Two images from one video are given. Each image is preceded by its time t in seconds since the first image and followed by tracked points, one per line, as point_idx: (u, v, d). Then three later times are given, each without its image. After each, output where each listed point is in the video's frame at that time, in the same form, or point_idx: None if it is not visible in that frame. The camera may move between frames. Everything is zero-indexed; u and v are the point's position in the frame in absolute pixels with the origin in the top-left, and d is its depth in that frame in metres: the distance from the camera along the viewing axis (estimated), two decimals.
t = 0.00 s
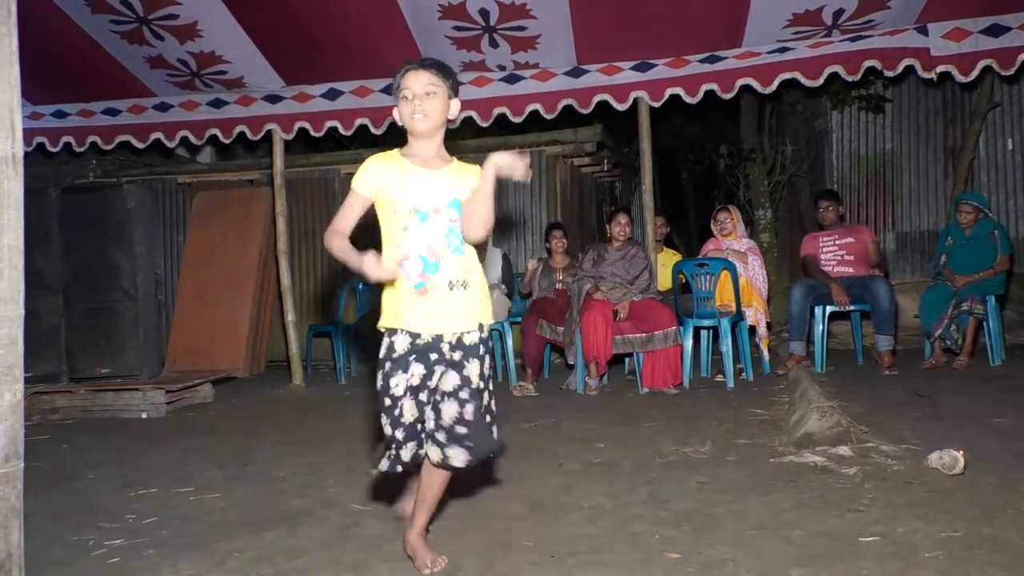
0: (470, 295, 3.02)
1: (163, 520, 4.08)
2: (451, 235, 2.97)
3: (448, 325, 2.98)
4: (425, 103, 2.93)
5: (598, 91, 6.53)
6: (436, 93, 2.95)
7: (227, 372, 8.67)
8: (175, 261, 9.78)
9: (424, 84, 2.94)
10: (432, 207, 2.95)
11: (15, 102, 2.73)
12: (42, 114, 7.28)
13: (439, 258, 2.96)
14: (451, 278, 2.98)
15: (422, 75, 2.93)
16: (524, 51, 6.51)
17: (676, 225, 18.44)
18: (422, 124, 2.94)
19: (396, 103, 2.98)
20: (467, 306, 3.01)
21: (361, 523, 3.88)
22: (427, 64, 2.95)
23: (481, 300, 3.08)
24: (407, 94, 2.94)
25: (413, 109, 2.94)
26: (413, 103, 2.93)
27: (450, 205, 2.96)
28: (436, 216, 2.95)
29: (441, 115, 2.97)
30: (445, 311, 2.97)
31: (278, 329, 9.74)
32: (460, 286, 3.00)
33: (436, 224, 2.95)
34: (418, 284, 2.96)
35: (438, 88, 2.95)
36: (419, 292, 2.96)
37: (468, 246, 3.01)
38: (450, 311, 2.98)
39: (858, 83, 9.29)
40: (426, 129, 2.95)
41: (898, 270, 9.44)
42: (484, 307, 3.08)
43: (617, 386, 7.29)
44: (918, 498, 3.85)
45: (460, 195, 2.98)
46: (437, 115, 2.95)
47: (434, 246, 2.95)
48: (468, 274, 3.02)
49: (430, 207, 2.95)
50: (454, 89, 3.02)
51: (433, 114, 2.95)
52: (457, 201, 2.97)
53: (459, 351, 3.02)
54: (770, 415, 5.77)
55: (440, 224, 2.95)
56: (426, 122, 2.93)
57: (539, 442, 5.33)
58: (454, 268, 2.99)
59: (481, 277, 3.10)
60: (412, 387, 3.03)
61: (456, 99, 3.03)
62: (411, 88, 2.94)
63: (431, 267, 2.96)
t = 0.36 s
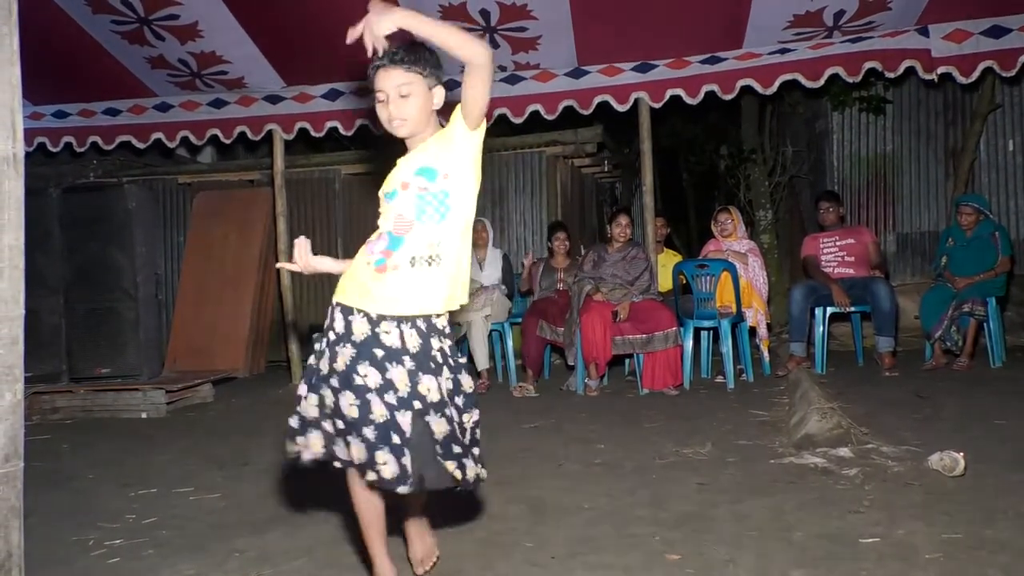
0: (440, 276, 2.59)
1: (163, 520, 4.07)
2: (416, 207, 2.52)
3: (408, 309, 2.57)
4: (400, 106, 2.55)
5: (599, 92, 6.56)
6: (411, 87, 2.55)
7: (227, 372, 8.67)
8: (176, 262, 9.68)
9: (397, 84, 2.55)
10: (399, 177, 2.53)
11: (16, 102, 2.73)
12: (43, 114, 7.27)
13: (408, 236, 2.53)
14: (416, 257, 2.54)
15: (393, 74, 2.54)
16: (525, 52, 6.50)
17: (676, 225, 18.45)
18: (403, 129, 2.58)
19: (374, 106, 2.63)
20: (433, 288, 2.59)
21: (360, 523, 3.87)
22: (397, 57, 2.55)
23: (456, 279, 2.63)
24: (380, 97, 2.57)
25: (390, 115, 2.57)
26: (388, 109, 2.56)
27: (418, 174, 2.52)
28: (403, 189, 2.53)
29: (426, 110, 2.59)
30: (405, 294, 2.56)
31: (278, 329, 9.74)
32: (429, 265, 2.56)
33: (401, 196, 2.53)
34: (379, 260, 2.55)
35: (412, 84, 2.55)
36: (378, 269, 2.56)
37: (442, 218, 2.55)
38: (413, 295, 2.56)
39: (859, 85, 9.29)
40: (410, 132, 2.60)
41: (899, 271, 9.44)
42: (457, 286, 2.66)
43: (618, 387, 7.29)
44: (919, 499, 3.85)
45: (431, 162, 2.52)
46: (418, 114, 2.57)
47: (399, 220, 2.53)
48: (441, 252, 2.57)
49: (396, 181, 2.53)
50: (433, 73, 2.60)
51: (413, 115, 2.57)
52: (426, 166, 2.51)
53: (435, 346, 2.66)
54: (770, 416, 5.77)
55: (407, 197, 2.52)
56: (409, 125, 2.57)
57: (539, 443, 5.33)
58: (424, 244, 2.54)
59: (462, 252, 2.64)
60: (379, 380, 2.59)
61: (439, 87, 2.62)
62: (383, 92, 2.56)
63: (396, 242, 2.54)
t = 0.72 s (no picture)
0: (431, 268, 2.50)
1: (164, 521, 4.08)
2: (407, 201, 2.54)
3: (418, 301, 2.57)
4: (399, 85, 2.49)
5: (598, 94, 6.55)
6: (414, 68, 2.50)
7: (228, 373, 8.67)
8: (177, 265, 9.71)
9: (399, 62, 2.50)
10: (392, 173, 2.57)
11: (16, 103, 2.73)
12: (43, 115, 7.27)
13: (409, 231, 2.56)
14: (414, 251, 2.55)
15: (397, 50, 2.49)
16: (525, 53, 6.50)
17: (677, 227, 18.45)
18: (398, 110, 2.52)
19: (369, 81, 2.56)
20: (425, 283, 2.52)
21: (361, 525, 3.87)
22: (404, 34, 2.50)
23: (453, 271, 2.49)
24: (380, 73, 2.52)
25: (387, 92, 2.51)
26: (387, 86, 2.50)
27: (403, 169, 2.53)
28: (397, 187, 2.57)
29: (423, 96, 2.54)
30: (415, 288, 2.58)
31: (278, 330, 9.75)
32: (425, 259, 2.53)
33: (396, 192, 2.57)
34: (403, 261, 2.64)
35: (414, 65, 2.51)
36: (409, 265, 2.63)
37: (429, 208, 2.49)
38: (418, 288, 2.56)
39: (859, 85, 9.35)
40: (404, 115, 2.54)
41: (899, 272, 9.44)
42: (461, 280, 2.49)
43: (618, 388, 7.29)
44: (919, 499, 3.85)
45: (411, 154, 2.50)
46: (416, 98, 2.52)
47: (401, 215, 2.58)
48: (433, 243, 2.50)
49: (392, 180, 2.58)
50: (436, 61, 2.56)
51: (411, 98, 2.51)
52: (408, 160, 2.51)
53: (457, 338, 2.48)
54: (771, 416, 5.77)
55: (398, 193, 2.56)
56: (403, 105, 2.51)
57: (539, 443, 5.33)
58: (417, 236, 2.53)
59: (461, 243, 2.49)
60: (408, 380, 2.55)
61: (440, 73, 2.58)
62: (385, 67, 2.51)
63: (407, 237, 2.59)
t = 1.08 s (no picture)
0: (462, 275, 2.73)
1: (165, 523, 4.08)
2: (446, 207, 2.75)
3: (440, 301, 2.79)
4: (446, 78, 2.76)
5: (598, 94, 6.55)
6: (461, 69, 2.79)
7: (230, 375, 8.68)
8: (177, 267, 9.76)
9: (447, 60, 2.78)
10: (433, 174, 2.77)
11: (16, 106, 2.73)
12: (43, 118, 7.27)
13: (440, 234, 2.77)
14: (445, 255, 2.76)
15: (446, 51, 2.79)
16: (524, 54, 6.51)
17: (677, 227, 18.44)
18: (440, 101, 2.76)
19: (417, 81, 2.82)
20: (455, 286, 2.74)
21: (363, 526, 3.87)
22: (453, 40, 2.80)
23: (483, 281, 2.72)
24: (428, 71, 2.79)
25: (434, 85, 2.77)
26: (433, 78, 2.77)
27: (449, 175, 2.73)
28: (438, 189, 2.76)
29: (464, 94, 2.79)
30: (437, 288, 2.79)
31: (279, 332, 9.74)
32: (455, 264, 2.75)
33: (434, 194, 2.77)
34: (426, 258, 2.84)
35: (460, 65, 2.79)
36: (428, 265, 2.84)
37: (467, 219, 2.73)
38: (441, 289, 2.78)
39: (858, 84, 9.35)
40: (447, 109, 2.77)
41: (900, 271, 9.44)
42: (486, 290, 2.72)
43: (619, 388, 7.29)
44: (920, 499, 3.85)
45: (461, 163, 2.72)
46: (458, 94, 2.77)
47: (432, 217, 2.78)
48: (466, 252, 2.73)
49: (432, 180, 2.77)
50: (480, 70, 2.85)
51: (453, 92, 2.76)
52: (456, 169, 2.72)
53: (461, 341, 2.74)
54: (772, 416, 5.77)
55: (439, 196, 2.76)
56: (446, 99, 2.76)
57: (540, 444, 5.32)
58: (451, 241, 2.75)
59: (492, 256, 2.74)
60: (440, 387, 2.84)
61: (482, 80, 2.85)
62: (435, 63, 2.79)
63: (433, 242, 2.80)
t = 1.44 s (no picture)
0: (487, 292, 3.01)
1: (167, 527, 4.08)
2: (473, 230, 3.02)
3: (468, 313, 3.08)
4: (473, 101, 3.01)
5: (597, 95, 6.55)
6: (485, 92, 3.03)
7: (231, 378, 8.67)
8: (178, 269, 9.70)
9: (473, 83, 3.02)
10: (461, 199, 3.04)
11: (16, 111, 2.74)
12: (43, 122, 7.27)
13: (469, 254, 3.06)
14: (473, 272, 3.05)
15: (471, 74, 3.02)
16: (523, 54, 6.52)
17: (678, 227, 18.45)
18: (469, 123, 3.02)
19: (446, 102, 3.08)
20: (479, 302, 3.03)
21: (365, 528, 3.87)
22: (477, 63, 3.04)
23: (503, 299, 3.01)
24: (455, 94, 3.04)
25: (462, 107, 3.03)
26: (462, 101, 3.02)
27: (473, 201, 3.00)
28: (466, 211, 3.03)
29: (490, 113, 3.05)
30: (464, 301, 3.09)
31: (280, 334, 9.73)
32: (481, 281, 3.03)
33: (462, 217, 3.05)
34: (456, 275, 3.12)
35: (485, 86, 3.03)
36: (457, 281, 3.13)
37: (492, 241, 3.01)
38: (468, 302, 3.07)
39: (858, 83, 9.34)
40: (476, 128, 3.03)
41: (900, 270, 9.44)
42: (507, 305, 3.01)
43: (620, 388, 7.29)
44: (922, 498, 3.84)
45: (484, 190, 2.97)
46: (485, 114, 3.03)
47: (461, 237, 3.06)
48: (491, 271, 3.02)
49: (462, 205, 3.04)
50: (503, 88, 3.10)
51: (481, 113, 3.02)
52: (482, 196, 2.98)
53: (491, 335, 3.04)
54: (773, 415, 5.77)
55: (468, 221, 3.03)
56: (474, 121, 3.02)
57: (542, 444, 5.32)
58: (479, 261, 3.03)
59: (514, 273, 3.03)
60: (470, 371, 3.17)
61: (505, 98, 3.10)
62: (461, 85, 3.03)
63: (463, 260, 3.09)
